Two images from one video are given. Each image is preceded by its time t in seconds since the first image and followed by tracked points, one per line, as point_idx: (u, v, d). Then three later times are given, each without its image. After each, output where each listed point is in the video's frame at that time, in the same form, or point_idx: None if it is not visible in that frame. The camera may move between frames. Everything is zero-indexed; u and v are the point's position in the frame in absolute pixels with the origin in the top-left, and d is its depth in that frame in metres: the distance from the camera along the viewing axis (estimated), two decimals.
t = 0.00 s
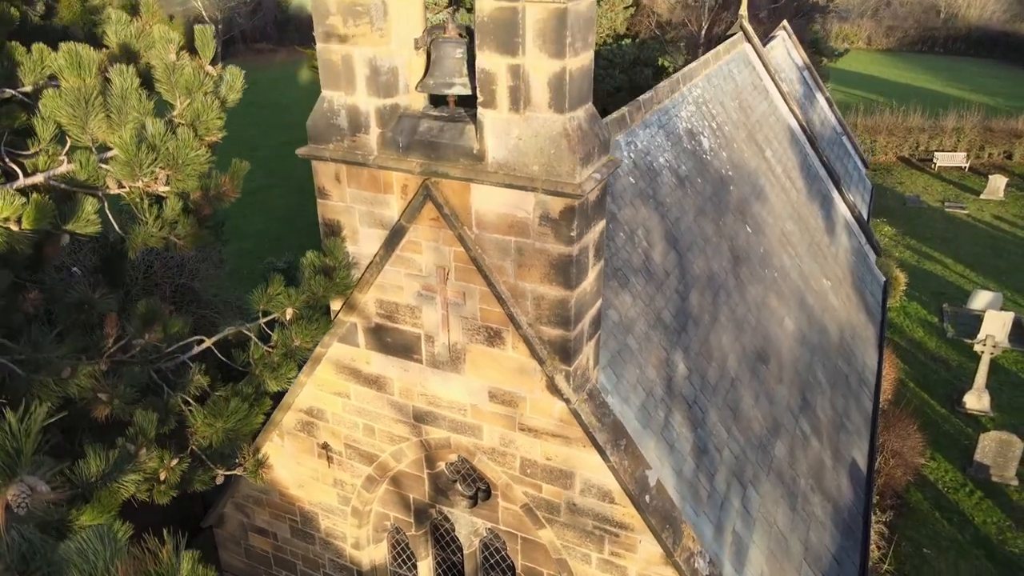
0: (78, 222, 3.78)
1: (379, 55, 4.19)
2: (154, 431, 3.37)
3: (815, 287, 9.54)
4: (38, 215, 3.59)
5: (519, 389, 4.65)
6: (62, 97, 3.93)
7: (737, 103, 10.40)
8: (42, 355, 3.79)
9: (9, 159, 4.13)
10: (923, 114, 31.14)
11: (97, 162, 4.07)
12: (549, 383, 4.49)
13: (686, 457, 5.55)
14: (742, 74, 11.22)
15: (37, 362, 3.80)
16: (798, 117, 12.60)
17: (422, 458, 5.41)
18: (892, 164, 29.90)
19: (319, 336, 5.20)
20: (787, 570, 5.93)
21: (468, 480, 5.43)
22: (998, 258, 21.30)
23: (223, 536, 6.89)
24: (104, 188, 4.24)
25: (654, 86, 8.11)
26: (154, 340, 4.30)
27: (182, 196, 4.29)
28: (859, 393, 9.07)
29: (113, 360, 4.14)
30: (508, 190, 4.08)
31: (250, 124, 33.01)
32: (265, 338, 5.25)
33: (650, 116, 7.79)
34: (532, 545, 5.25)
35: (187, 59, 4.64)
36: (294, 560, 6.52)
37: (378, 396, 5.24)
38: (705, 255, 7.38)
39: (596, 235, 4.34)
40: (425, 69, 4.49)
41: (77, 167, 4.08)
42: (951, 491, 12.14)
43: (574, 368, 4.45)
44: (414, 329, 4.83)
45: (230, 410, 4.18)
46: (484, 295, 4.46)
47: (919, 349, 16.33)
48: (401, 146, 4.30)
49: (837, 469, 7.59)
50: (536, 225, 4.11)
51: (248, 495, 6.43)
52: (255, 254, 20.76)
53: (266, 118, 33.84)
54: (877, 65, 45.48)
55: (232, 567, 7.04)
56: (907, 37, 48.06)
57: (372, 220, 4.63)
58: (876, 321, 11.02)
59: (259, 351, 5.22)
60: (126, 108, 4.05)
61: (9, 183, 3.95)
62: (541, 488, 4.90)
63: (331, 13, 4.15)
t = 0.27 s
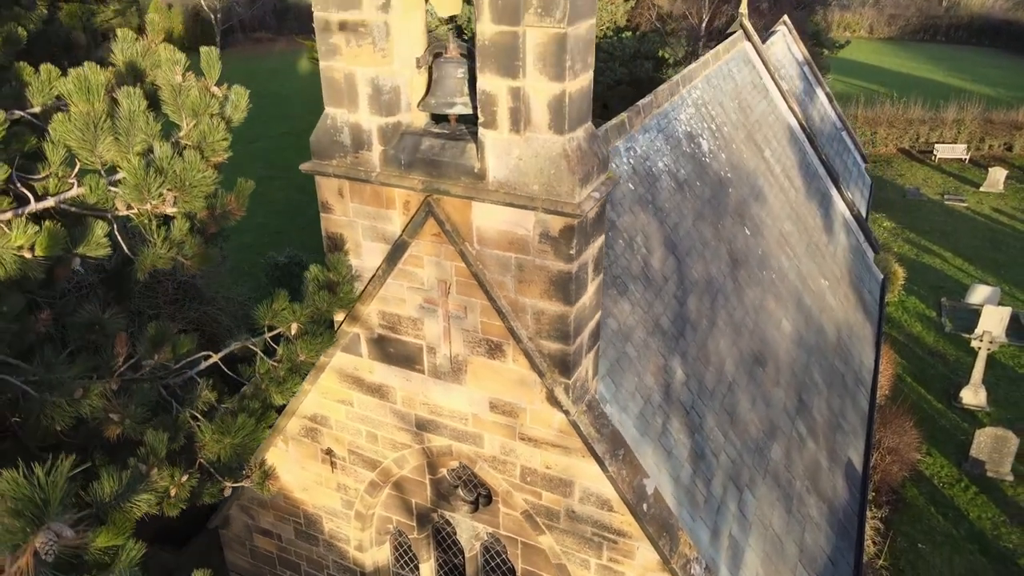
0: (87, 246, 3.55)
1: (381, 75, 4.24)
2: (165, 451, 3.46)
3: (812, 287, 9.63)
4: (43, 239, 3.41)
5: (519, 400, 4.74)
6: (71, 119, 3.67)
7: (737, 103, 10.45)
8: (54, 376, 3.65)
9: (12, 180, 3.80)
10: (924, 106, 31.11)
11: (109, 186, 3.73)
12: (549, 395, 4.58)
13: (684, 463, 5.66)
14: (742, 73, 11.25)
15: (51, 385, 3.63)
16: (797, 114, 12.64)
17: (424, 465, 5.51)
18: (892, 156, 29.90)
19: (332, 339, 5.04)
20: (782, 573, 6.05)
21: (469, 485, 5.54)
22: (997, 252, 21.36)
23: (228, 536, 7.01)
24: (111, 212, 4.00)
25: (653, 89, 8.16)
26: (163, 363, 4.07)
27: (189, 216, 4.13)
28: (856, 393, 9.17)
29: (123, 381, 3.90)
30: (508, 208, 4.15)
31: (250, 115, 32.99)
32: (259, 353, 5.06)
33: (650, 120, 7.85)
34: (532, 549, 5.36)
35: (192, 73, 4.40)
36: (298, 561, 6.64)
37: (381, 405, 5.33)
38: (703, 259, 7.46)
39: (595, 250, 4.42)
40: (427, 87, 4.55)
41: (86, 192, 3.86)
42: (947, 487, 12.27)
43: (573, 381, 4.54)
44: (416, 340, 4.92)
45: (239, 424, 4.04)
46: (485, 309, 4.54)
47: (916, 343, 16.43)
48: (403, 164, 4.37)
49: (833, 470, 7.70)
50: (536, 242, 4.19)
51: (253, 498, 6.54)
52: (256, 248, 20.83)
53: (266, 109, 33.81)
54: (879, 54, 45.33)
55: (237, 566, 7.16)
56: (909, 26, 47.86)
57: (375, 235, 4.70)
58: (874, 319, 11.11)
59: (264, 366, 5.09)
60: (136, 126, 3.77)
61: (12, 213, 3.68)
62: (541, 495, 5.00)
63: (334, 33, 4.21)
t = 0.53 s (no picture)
0: (100, 269, 3.54)
1: (384, 94, 4.31)
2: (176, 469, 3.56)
3: (810, 287, 9.71)
4: (57, 264, 3.25)
5: (519, 410, 4.84)
6: (81, 143, 3.65)
7: (736, 103, 10.49)
8: (68, 394, 3.50)
9: (24, 203, 3.56)
10: (925, 97, 31.08)
11: (120, 209, 3.72)
12: (550, 406, 4.68)
13: (681, 468, 5.77)
14: (742, 72, 11.29)
15: (64, 404, 3.51)
16: (796, 112, 12.69)
17: (427, 470, 5.61)
18: (892, 147, 29.91)
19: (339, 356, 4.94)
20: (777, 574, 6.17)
21: (471, 490, 5.65)
22: (996, 245, 21.44)
23: (234, 536, 7.13)
24: (121, 234, 3.82)
25: (653, 93, 8.22)
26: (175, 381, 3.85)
27: (200, 237, 3.95)
28: (852, 392, 9.28)
29: (135, 399, 3.72)
30: (509, 226, 4.23)
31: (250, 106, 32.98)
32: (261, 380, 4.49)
33: (649, 124, 7.91)
34: (532, 553, 5.48)
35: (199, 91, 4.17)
36: (302, 561, 6.76)
37: (384, 412, 5.43)
38: (702, 264, 7.54)
39: (594, 265, 4.50)
40: (429, 104, 4.63)
41: (96, 214, 3.68)
42: (942, 482, 12.41)
43: (573, 392, 4.64)
44: (418, 351, 5.01)
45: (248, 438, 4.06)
46: (486, 322, 4.63)
47: (914, 338, 16.54)
48: (406, 181, 4.44)
49: (829, 470, 7.82)
50: (537, 259, 4.27)
51: (258, 499, 6.66)
52: (257, 241, 20.91)
53: (266, 100, 33.79)
54: (880, 43, 45.18)
55: (243, 565, 7.29)
56: (911, 14, 47.67)
57: (378, 248, 4.78)
58: (871, 317, 11.21)
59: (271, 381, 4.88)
60: (143, 149, 3.84)
61: (22, 236, 3.42)
62: (541, 502, 5.11)
63: (338, 52, 4.28)
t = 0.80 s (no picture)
0: (111, 289, 3.63)
1: (387, 112, 4.38)
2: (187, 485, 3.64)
3: (808, 287, 9.79)
4: (69, 289, 3.32)
5: (520, 419, 4.94)
6: (92, 165, 3.73)
7: (736, 103, 10.53)
8: (81, 412, 3.57)
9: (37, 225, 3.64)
10: (926, 89, 31.02)
11: (131, 229, 3.81)
12: (550, 417, 4.78)
13: (679, 472, 5.87)
14: (742, 72, 11.33)
15: (78, 423, 3.61)
16: (796, 110, 12.72)
17: (429, 475, 5.72)
18: (892, 139, 29.90)
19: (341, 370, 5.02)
20: None
21: (473, 494, 5.76)
22: (995, 239, 21.49)
23: (239, 536, 7.25)
24: (130, 254, 3.89)
25: (652, 96, 8.27)
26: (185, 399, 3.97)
27: (207, 255, 4.04)
28: (849, 392, 9.38)
29: (146, 415, 3.86)
30: (510, 242, 4.31)
31: (249, 97, 32.95)
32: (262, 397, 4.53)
33: (649, 129, 7.97)
34: (533, 556, 5.59)
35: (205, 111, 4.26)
36: (307, 561, 6.88)
37: (387, 419, 5.53)
38: (700, 268, 7.62)
39: (594, 279, 4.58)
40: (431, 120, 4.70)
41: (107, 234, 3.75)
42: (938, 477, 12.55)
43: (573, 403, 4.74)
44: (421, 361, 5.10)
45: (256, 451, 4.10)
46: (488, 334, 4.72)
47: (912, 332, 16.63)
48: (409, 197, 4.52)
49: (825, 470, 7.93)
50: (538, 274, 4.35)
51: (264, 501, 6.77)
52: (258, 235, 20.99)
53: (266, 91, 33.74)
54: (882, 32, 45.01)
55: (249, 564, 7.41)
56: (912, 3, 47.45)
57: (382, 261, 4.86)
58: (869, 316, 11.29)
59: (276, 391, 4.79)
60: (152, 169, 3.92)
61: (34, 259, 3.48)
62: (542, 508, 5.22)
63: (342, 71, 4.35)
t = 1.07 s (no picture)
0: (123, 309, 3.71)
1: (391, 130, 4.44)
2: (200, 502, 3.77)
3: (807, 287, 9.87)
4: (82, 313, 3.39)
5: (522, 428, 5.04)
6: (102, 187, 3.81)
7: (736, 103, 10.57)
8: (95, 430, 3.65)
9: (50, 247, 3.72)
10: (927, 80, 30.98)
11: (141, 249, 3.88)
12: (551, 427, 4.88)
13: (678, 477, 5.98)
14: (742, 71, 11.36)
15: (92, 441, 3.69)
16: (796, 108, 12.76)
17: (433, 480, 5.82)
18: (893, 131, 29.90)
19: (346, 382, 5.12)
20: None
21: (475, 499, 5.87)
22: (993, 232, 21.57)
23: (245, 537, 7.38)
24: (140, 273, 3.97)
25: (653, 100, 8.32)
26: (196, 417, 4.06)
27: (215, 273, 4.12)
28: (847, 391, 9.48)
29: (157, 431, 3.94)
30: (512, 258, 4.39)
31: (249, 88, 32.90)
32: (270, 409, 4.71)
33: (649, 133, 8.02)
34: (534, 560, 5.70)
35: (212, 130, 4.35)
36: (312, 562, 7.00)
37: (391, 426, 5.63)
38: (700, 271, 7.70)
39: (595, 293, 4.66)
40: (434, 136, 4.77)
41: (118, 255, 3.83)
42: (934, 473, 12.68)
43: (574, 413, 4.83)
44: (424, 371, 5.20)
45: (265, 465, 4.19)
46: (490, 346, 4.81)
47: (910, 327, 16.73)
48: (413, 212, 4.60)
49: (822, 471, 8.05)
50: (540, 290, 4.44)
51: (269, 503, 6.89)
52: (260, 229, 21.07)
53: (265, 82, 33.70)
54: (884, 21, 44.84)
55: (255, 563, 7.54)
56: None
57: (386, 274, 4.94)
58: (867, 314, 11.38)
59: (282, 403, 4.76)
60: (161, 188, 3.99)
61: (48, 281, 3.56)
62: (543, 514, 5.33)
63: (347, 89, 4.41)
